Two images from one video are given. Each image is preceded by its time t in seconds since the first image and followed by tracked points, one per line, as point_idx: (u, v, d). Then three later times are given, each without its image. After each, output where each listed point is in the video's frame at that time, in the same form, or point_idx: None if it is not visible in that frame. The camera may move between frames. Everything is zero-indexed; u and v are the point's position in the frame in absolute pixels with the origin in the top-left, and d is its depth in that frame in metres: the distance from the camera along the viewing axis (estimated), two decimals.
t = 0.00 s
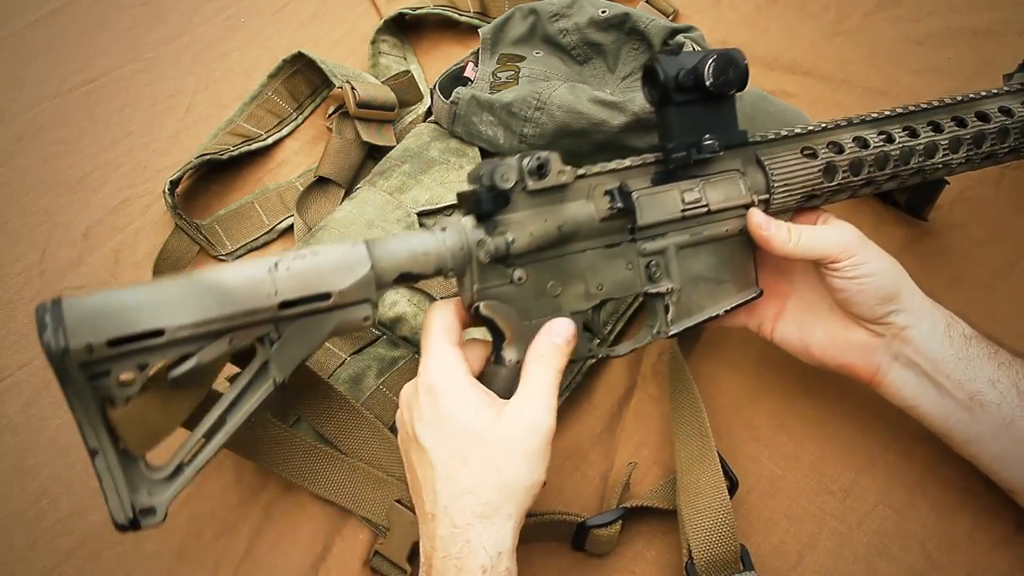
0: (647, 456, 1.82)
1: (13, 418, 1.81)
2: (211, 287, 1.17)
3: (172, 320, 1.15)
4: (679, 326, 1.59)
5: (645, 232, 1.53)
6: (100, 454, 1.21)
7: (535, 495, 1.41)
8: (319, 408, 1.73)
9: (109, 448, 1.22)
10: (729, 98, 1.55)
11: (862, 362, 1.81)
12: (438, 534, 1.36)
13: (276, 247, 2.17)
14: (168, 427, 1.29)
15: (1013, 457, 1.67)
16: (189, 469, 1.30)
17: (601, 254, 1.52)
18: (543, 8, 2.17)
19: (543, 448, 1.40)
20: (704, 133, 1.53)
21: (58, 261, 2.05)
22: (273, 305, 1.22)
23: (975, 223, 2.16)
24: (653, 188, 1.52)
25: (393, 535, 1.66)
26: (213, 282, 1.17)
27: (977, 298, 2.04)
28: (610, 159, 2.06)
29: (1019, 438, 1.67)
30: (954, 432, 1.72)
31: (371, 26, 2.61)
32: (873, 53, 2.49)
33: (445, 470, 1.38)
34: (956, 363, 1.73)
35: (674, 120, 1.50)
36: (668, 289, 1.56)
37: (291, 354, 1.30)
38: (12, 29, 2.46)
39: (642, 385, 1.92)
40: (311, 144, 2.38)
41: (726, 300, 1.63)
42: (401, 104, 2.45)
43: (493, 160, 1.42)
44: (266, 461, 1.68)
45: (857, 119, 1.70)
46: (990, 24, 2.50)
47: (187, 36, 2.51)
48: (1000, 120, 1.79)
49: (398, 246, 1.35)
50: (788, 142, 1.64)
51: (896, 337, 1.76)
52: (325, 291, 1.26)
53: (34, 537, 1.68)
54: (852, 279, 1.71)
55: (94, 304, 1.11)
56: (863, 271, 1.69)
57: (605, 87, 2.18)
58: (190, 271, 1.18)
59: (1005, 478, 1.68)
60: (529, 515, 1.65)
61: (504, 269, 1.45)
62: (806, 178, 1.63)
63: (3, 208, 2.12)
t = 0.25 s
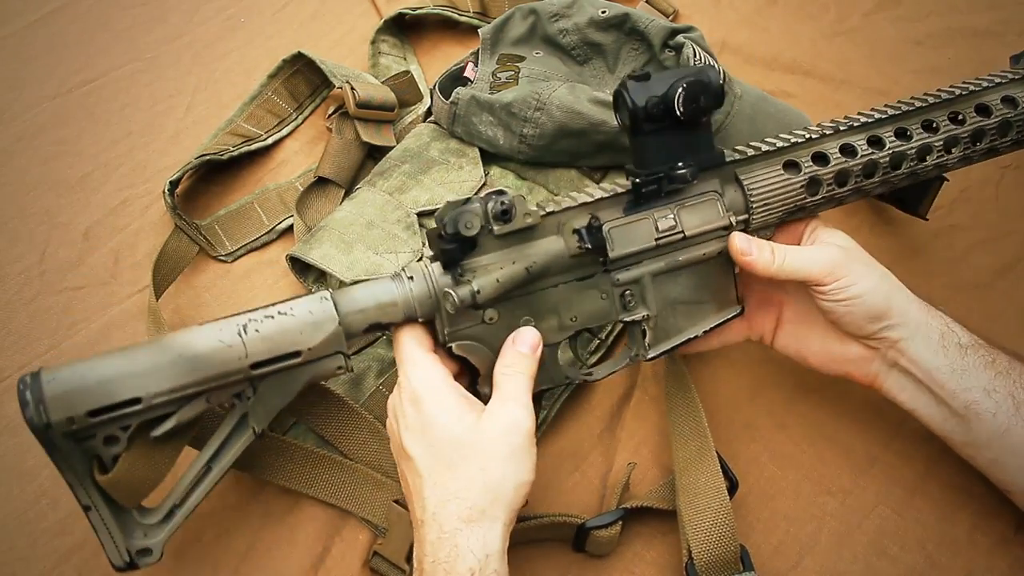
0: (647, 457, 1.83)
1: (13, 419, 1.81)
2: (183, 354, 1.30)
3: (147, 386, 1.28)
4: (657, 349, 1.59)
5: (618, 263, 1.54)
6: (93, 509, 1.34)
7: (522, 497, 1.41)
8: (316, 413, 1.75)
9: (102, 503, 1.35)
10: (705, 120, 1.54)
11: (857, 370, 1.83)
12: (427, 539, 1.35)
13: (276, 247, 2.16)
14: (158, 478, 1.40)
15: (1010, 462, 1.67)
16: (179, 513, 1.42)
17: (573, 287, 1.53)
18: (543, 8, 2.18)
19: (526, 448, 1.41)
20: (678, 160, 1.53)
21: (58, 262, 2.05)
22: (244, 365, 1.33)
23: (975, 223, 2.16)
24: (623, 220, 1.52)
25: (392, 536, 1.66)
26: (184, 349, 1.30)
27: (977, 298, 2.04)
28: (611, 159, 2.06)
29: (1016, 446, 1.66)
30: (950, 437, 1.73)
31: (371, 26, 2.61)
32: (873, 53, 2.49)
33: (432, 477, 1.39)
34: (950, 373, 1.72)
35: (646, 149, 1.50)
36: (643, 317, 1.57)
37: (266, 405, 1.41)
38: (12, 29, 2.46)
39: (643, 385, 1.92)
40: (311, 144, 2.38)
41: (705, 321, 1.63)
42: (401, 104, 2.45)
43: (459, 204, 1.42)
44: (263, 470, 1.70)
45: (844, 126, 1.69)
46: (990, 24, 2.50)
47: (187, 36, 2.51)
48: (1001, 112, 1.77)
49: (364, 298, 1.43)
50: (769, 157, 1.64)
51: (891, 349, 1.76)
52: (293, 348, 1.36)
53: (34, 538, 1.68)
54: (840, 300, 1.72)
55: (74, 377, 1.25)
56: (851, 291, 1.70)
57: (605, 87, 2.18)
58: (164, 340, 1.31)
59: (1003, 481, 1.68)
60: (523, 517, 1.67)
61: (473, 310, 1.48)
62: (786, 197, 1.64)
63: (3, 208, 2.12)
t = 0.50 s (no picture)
0: (647, 457, 1.83)
1: (13, 419, 1.81)
2: (180, 346, 1.31)
3: (142, 378, 1.30)
4: (656, 351, 1.59)
5: (617, 264, 1.54)
6: (88, 500, 1.36)
7: (527, 495, 1.41)
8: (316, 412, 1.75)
9: (97, 495, 1.37)
10: (706, 122, 1.55)
11: (856, 372, 1.83)
12: (435, 539, 1.36)
13: (276, 247, 2.17)
14: (153, 470, 1.41)
15: (1010, 464, 1.67)
16: (173, 506, 1.42)
17: (573, 287, 1.54)
18: (543, 8, 2.18)
19: (530, 447, 1.41)
20: (678, 162, 1.54)
21: (58, 262, 2.05)
22: (241, 359, 1.34)
23: (975, 223, 2.16)
24: (624, 220, 1.52)
25: (392, 537, 1.66)
26: (182, 341, 1.31)
27: (977, 298, 2.04)
28: (611, 159, 2.06)
29: (1016, 448, 1.67)
30: (951, 439, 1.73)
31: (371, 26, 2.61)
32: (873, 53, 2.49)
33: (437, 478, 1.39)
34: (950, 375, 1.72)
35: (648, 149, 1.51)
36: (641, 318, 1.57)
37: (262, 399, 1.41)
38: (12, 29, 2.46)
39: (643, 386, 1.92)
40: (311, 144, 2.38)
41: (703, 324, 1.62)
42: (401, 104, 2.45)
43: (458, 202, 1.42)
44: (262, 471, 1.70)
45: (847, 131, 1.69)
46: (990, 24, 2.50)
47: (187, 36, 2.50)
48: (1005, 120, 1.77)
49: (363, 293, 1.43)
50: (770, 161, 1.64)
51: (890, 351, 1.76)
52: (291, 343, 1.37)
53: (34, 537, 1.68)
54: (839, 304, 1.72)
55: (71, 367, 1.27)
56: (850, 295, 1.70)
57: (605, 87, 2.18)
58: (162, 332, 1.32)
59: (1002, 482, 1.68)
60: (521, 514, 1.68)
61: (472, 309, 1.48)
62: (788, 200, 1.64)
63: (3, 208, 2.12)
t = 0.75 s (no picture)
0: (647, 457, 1.83)
1: (13, 419, 1.81)
2: (187, 350, 1.29)
3: (148, 384, 1.28)
4: (659, 349, 1.59)
5: (624, 262, 1.54)
6: (91, 509, 1.34)
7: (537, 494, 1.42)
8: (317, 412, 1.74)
9: (100, 503, 1.35)
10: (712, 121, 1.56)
11: (856, 369, 1.83)
12: (445, 539, 1.36)
13: (276, 247, 2.17)
14: (157, 477, 1.40)
15: (1009, 461, 1.66)
16: (177, 513, 1.42)
17: (580, 286, 1.54)
18: (543, 8, 2.18)
19: (540, 447, 1.41)
20: (684, 161, 1.54)
21: (58, 262, 2.05)
22: (249, 363, 1.33)
23: (974, 223, 2.16)
24: (632, 219, 1.52)
25: (392, 537, 1.66)
26: (189, 346, 1.29)
27: (977, 298, 2.04)
28: (611, 159, 2.06)
29: (1016, 444, 1.66)
30: (951, 435, 1.73)
31: (371, 26, 2.61)
32: (873, 53, 2.49)
33: (447, 479, 1.39)
34: (949, 372, 1.72)
35: (653, 148, 1.51)
36: (646, 316, 1.57)
37: (268, 403, 1.41)
38: (12, 29, 2.46)
39: (643, 386, 1.92)
40: (311, 144, 2.37)
41: (706, 322, 1.63)
42: (401, 104, 2.45)
43: (467, 201, 1.42)
44: (263, 472, 1.69)
45: (846, 129, 1.69)
46: (989, 24, 2.50)
47: (186, 36, 2.50)
48: (997, 119, 1.78)
49: (372, 294, 1.43)
50: (772, 159, 1.63)
51: (889, 347, 1.76)
52: (299, 346, 1.36)
53: (34, 538, 1.67)
54: (839, 299, 1.72)
55: (75, 373, 1.24)
56: (850, 289, 1.70)
57: (605, 87, 2.18)
58: (169, 336, 1.30)
59: (1003, 480, 1.68)
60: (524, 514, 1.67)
61: (481, 308, 1.47)
62: (789, 198, 1.64)
63: (3, 209, 2.12)
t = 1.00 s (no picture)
0: (647, 457, 1.83)
1: (13, 419, 1.81)
2: (181, 350, 1.30)
3: (143, 384, 1.28)
4: (656, 352, 1.58)
5: (616, 264, 1.54)
6: (88, 510, 1.35)
7: (531, 490, 1.42)
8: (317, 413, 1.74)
9: (97, 504, 1.36)
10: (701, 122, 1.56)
11: (854, 372, 1.83)
12: (442, 539, 1.35)
13: (276, 247, 2.17)
14: (154, 479, 1.40)
15: (1009, 462, 1.66)
16: (174, 515, 1.42)
17: (573, 288, 1.54)
18: (543, 8, 2.18)
19: (533, 443, 1.41)
20: (675, 162, 1.54)
21: (58, 262, 2.05)
22: (242, 364, 1.33)
23: (974, 223, 2.16)
24: (623, 221, 1.52)
25: (392, 537, 1.66)
26: (183, 346, 1.30)
27: (977, 298, 2.04)
28: (611, 158, 2.06)
29: (1016, 446, 1.66)
30: (950, 437, 1.73)
31: (371, 26, 2.61)
32: (873, 53, 2.49)
33: (441, 478, 1.38)
34: (948, 374, 1.72)
35: (643, 149, 1.52)
36: (641, 318, 1.57)
37: (263, 405, 1.41)
38: (12, 29, 2.46)
39: (643, 386, 1.92)
40: (311, 144, 2.37)
41: (702, 324, 1.62)
42: (401, 104, 2.45)
43: (455, 203, 1.41)
44: (261, 473, 1.69)
45: (840, 130, 1.69)
46: (990, 24, 2.50)
47: (186, 36, 2.51)
48: (995, 118, 1.77)
49: (363, 297, 1.43)
50: (765, 161, 1.64)
51: (887, 350, 1.76)
52: (292, 347, 1.36)
53: (34, 538, 1.67)
54: (835, 303, 1.72)
55: (71, 374, 1.25)
56: (845, 294, 1.70)
57: (605, 87, 2.18)
58: (163, 337, 1.31)
59: (1003, 481, 1.68)
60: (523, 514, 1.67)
61: (472, 310, 1.47)
62: (783, 199, 1.64)
63: (3, 209, 2.12)
